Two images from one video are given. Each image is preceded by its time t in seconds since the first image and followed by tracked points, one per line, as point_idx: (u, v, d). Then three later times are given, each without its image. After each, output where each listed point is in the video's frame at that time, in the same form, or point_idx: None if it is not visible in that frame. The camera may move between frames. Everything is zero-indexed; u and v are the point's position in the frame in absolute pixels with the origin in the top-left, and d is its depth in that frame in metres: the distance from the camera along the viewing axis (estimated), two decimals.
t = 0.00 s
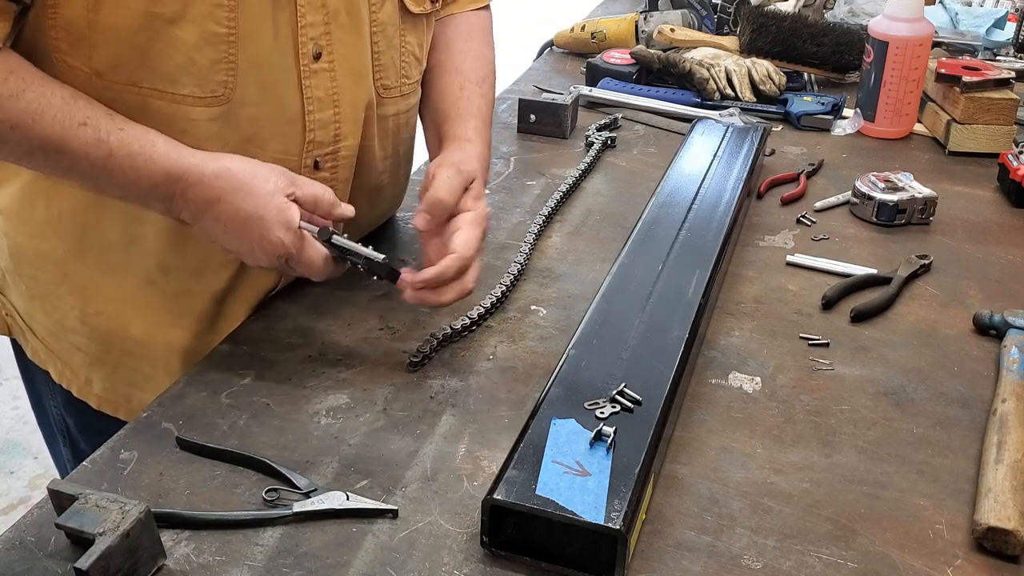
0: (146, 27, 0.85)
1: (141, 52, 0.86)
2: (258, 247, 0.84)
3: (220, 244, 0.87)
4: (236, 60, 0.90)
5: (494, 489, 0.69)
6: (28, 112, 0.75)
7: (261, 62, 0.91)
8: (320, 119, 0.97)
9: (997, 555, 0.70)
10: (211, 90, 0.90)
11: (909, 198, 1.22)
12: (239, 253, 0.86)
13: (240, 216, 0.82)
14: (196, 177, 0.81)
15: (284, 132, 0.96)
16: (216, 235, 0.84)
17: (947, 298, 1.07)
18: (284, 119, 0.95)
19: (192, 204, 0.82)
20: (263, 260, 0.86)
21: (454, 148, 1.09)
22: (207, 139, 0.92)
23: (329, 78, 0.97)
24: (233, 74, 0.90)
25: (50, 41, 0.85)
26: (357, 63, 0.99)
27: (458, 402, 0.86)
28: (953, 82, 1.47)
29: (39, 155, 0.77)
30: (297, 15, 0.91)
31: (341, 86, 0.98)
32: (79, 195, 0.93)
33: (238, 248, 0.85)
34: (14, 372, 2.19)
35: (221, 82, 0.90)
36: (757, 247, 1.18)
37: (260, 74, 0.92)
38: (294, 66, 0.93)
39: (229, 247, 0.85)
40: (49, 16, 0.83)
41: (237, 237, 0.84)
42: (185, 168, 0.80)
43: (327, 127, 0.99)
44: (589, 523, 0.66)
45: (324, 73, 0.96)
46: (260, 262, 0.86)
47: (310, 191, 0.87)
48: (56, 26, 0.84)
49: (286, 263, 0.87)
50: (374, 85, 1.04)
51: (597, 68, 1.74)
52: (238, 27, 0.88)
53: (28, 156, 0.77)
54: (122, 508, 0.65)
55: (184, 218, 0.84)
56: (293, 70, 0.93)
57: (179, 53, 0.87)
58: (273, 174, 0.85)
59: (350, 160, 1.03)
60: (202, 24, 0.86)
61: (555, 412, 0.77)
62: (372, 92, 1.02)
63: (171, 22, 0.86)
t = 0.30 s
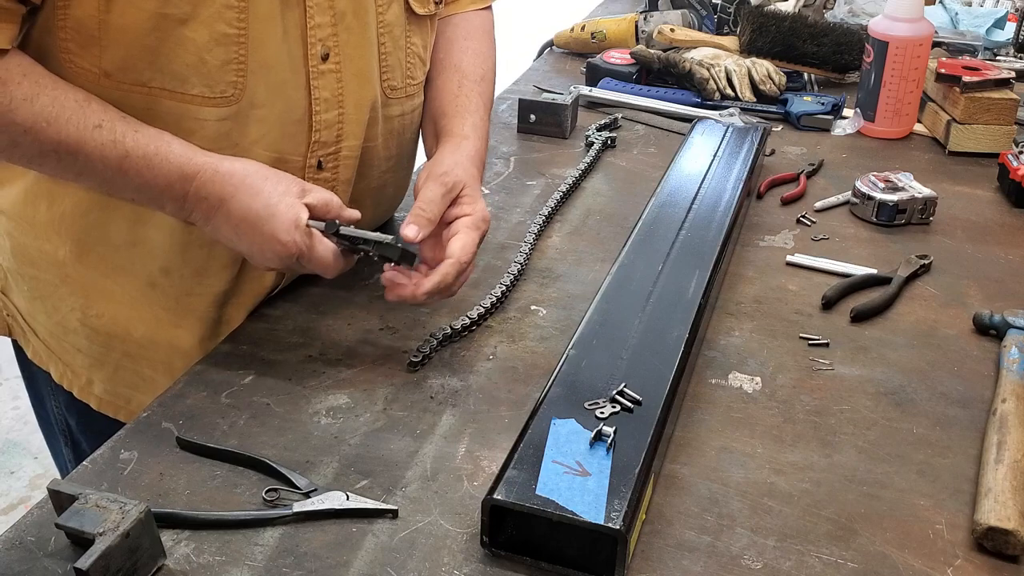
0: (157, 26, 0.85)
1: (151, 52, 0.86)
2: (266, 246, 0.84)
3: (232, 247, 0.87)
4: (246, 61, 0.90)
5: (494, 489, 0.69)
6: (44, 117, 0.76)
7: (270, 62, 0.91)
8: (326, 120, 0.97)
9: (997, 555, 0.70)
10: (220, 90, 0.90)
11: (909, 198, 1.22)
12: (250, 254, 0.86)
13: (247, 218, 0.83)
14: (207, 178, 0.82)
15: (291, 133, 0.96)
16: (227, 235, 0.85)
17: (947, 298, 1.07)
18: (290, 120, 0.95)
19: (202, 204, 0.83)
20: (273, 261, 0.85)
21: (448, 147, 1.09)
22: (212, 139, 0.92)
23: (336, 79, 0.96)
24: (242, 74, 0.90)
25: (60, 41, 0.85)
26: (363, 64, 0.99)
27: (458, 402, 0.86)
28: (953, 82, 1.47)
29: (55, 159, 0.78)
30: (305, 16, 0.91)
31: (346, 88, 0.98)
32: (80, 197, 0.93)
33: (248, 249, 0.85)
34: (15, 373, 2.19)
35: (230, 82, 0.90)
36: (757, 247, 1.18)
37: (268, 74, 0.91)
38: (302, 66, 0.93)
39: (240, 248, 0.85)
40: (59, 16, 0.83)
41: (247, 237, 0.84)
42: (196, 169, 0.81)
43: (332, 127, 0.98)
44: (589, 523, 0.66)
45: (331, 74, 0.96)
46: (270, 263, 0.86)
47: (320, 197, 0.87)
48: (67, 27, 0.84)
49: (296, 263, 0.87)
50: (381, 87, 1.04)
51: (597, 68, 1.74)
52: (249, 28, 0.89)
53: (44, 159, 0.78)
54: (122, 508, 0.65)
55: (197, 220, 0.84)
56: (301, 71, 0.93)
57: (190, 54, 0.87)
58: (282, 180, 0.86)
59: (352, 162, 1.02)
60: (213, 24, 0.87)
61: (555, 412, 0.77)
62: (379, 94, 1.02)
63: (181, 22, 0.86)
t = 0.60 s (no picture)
0: (160, 26, 0.85)
1: (154, 51, 0.86)
2: (267, 278, 0.83)
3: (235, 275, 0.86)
4: (248, 61, 0.90)
5: (494, 489, 0.69)
6: (64, 135, 0.77)
7: (271, 62, 0.91)
8: (325, 120, 0.97)
9: (997, 555, 0.70)
10: (222, 89, 0.90)
11: (909, 198, 1.22)
12: (252, 284, 0.85)
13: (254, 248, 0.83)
14: (219, 204, 0.82)
15: (291, 132, 0.96)
16: (232, 263, 0.85)
17: (946, 299, 1.07)
18: (290, 121, 0.95)
19: (210, 230, 0.83)
20: (273, 294, 0.85)
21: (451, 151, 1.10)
22: (213, 137, 0.92)
23: (336, 80, 0.96)
24: (244, 74, 0.90)
25: (63, 39, 0.85)
26: (364, 65, 0.99)
27: (458, 402, 0.86)
28: (953, 82, 1.47)
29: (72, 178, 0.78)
30: (306, 16, 0.92)
31: (346, 88, 0.98)
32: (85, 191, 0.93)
33: (251, 279, 0.85)
34: (16, 373, 2.19)
35: (232, 82, 0.90)
36: (757, 247, 1.18)
37: (270, 74, 0.91)
38: (302, 66, 0.94)
39: (242, 277, 0.85)
40: (64, 15, 0.83)
41: (250, 267, 0.84)
42: (209, 194, 0.82)
43: (332, 128, 0.98)
44: (589, 523, 0.66)
45: (331, 75, 0.96)
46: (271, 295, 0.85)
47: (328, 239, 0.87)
48: (71, 25, 0.84)
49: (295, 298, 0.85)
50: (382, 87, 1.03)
51: (597, 68, 1.74)
52: (251, 28, 0.89)
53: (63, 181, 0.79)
54: (122, 508, 0.65)
55: (205, 242, 0.85)
56: (301, 71, 0.94)
57: (192, 53, 0.87)
58: (293, 215, 0.85)
59: (351, 163, 1.02)
60: (215, 24, 0.87)
61: (556, 413, 0.77)
62: (379, 95, 1.02)
63: (184, 22, 0.86)
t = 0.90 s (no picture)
0: (170, 22, 0.85)
1: (165, 47, 0.87)
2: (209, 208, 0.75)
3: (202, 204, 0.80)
4: (258, 56, 0.90)
5: (494, 489, 0.69)
6: (15, 87, 0.75)
7: (284, 55, 0.91)
8: (337, 114, 0.97)
9: (997, 555, 0.70)
10: (233, 83, 0.90)
11: (908, 198, 1.22)
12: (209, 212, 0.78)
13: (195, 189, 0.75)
14: (153, 149, 0.76)
15: (303, 125, 0.96)
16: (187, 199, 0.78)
17: (946, 299, 1.07)
18: (302, 114, 0.95)
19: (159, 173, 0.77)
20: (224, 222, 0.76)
21: (460, 193, 1.09)
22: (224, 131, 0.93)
23: (349, 74, 0.96)
24: (255, 68, 0.90)
25: (74, 37, 0.85)
26: (376, 59, 0.99)
27: (459, 402, 0.86)
28: (953, 82, 1.47)
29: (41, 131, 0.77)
30: (318, 11, 0.91)
31: (358, 83, 0.98)
32: (103, 184, 0.93)
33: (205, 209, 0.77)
34: (16, 373, 2.19)
35: (243, 76, 0.90)
36: (757, 247, 1.18)
37: (282, 67, 0.92)
38: (315, 60, 0.94)
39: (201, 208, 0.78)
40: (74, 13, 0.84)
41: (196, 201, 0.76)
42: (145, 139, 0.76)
43: (344, 122, 0.98)
44: (589, 523, 0.66)
45: (344, 69, 0.96)
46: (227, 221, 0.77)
47: (261, 145, 0.74)
48: (83, 23, 0.84)
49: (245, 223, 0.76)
50: (397, 84, 1.03)
51: (597, 68, 1.74)
52: (262, 23, 0.89)
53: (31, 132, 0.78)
54: (122, 508, 0.65)
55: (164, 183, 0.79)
56: (313, 65, 0.93)
57: (202, 47, 0.87)
58: (219, 133, 0.74)
59: (363, 156, 1.02)
60: (225, 19, 0.87)
61: (556, 412, 0.77)
62: (392, 90, 1.02)
63: (194, 17, 0.86)
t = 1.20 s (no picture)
0: (168, 11, 0.86)
1: (164, 35, 0.87)
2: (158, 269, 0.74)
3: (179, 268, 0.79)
4: (255, 47, 0.90)
5: (494, 489, 0.69)
6: (31, 126, 0.77)
7: (280, 46, 0.91)
8: (333, 107, 0.97)
9: (997, 555, 0.70)
10: (229, 73, 0.90)
11: (909, 198, 1.22)
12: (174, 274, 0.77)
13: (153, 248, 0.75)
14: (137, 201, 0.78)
15: (299, 117, 0.95)
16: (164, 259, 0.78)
17: (946, 299, 1.07)
18: (298, 105, 0.95)
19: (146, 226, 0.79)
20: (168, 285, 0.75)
21: (470, 203, 1.11)
22: (221, 120, 0.93)
23: (347, 67, 0.96)
24: (252, 58, 0.90)
25: (82, 24, 0.87)
26: (376, 53, 0.98)
27: (459, 402, 0.86)
28: (953, 82, 1.47)
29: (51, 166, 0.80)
30: (314, 3, 0.91)
31: (357, 76, 0.97)
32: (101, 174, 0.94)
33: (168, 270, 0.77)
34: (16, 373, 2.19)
35: (239, 66, 0.90)
36: (757, 247, 1.18)
37: (278, 57, 0.91)
38: (311, 53, 0.93)
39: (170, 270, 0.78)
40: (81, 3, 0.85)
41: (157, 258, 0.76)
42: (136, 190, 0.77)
43: (341, 114, 0.98)
44: (589, 523, 0.66)
45: (342, 62, 0.95)
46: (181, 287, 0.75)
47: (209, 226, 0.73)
48: (90, 10, 0.86)
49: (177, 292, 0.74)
50: (397, 78, 1.02)
51: (597, 68, 1.74)
52: (258, 13, 0.89)
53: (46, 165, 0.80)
54: (122, 508, 0.65)
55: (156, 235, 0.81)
56: (309, 57, 0.93)
57: (200, 36, 0.88)
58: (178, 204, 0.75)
59: (362, 148, 1.02)
60: (222, 8, 0.87)
61: (556, 412, 0.77)
62: (392, 83, 1.01)
63: (190, 6, 0.87)
